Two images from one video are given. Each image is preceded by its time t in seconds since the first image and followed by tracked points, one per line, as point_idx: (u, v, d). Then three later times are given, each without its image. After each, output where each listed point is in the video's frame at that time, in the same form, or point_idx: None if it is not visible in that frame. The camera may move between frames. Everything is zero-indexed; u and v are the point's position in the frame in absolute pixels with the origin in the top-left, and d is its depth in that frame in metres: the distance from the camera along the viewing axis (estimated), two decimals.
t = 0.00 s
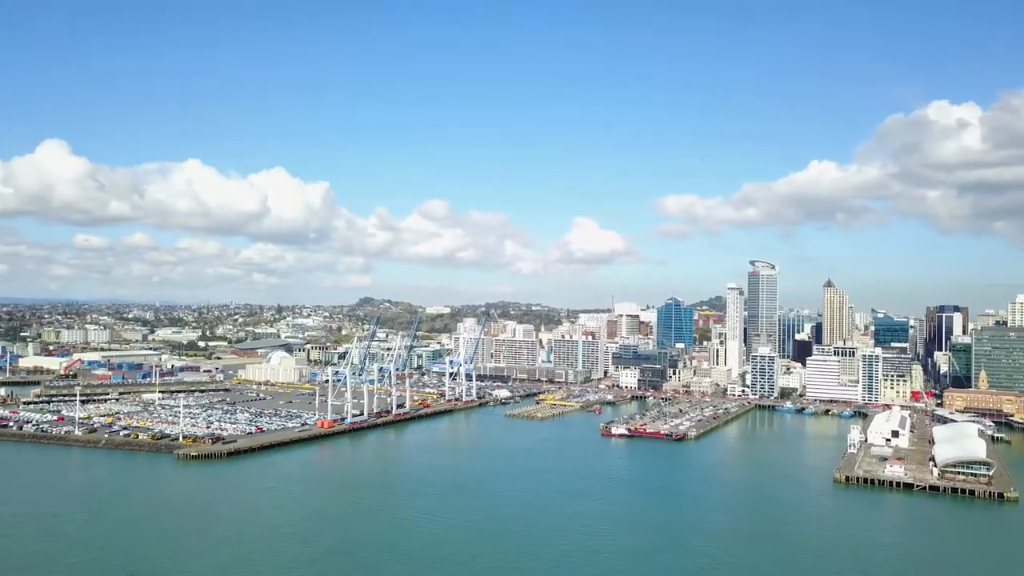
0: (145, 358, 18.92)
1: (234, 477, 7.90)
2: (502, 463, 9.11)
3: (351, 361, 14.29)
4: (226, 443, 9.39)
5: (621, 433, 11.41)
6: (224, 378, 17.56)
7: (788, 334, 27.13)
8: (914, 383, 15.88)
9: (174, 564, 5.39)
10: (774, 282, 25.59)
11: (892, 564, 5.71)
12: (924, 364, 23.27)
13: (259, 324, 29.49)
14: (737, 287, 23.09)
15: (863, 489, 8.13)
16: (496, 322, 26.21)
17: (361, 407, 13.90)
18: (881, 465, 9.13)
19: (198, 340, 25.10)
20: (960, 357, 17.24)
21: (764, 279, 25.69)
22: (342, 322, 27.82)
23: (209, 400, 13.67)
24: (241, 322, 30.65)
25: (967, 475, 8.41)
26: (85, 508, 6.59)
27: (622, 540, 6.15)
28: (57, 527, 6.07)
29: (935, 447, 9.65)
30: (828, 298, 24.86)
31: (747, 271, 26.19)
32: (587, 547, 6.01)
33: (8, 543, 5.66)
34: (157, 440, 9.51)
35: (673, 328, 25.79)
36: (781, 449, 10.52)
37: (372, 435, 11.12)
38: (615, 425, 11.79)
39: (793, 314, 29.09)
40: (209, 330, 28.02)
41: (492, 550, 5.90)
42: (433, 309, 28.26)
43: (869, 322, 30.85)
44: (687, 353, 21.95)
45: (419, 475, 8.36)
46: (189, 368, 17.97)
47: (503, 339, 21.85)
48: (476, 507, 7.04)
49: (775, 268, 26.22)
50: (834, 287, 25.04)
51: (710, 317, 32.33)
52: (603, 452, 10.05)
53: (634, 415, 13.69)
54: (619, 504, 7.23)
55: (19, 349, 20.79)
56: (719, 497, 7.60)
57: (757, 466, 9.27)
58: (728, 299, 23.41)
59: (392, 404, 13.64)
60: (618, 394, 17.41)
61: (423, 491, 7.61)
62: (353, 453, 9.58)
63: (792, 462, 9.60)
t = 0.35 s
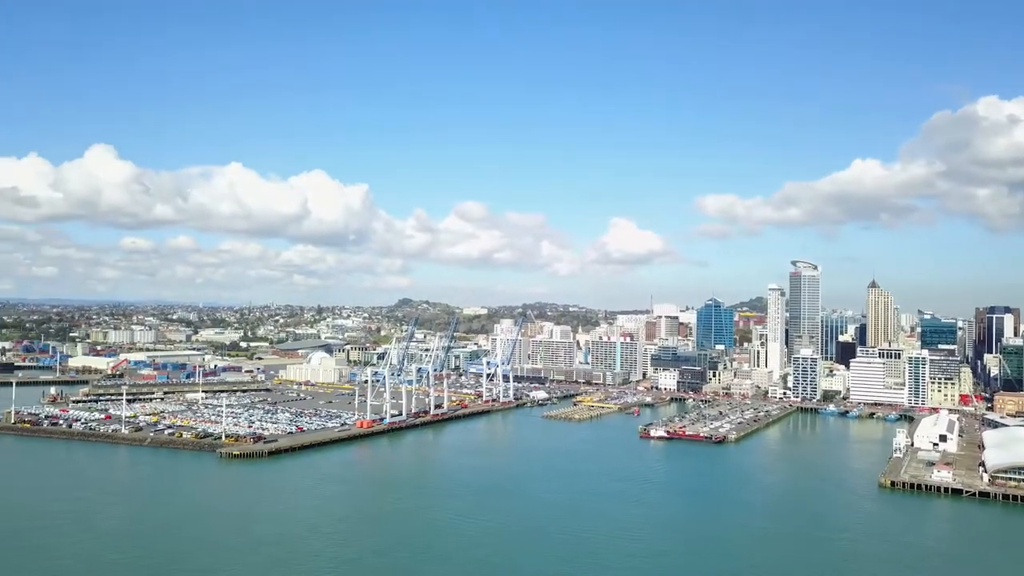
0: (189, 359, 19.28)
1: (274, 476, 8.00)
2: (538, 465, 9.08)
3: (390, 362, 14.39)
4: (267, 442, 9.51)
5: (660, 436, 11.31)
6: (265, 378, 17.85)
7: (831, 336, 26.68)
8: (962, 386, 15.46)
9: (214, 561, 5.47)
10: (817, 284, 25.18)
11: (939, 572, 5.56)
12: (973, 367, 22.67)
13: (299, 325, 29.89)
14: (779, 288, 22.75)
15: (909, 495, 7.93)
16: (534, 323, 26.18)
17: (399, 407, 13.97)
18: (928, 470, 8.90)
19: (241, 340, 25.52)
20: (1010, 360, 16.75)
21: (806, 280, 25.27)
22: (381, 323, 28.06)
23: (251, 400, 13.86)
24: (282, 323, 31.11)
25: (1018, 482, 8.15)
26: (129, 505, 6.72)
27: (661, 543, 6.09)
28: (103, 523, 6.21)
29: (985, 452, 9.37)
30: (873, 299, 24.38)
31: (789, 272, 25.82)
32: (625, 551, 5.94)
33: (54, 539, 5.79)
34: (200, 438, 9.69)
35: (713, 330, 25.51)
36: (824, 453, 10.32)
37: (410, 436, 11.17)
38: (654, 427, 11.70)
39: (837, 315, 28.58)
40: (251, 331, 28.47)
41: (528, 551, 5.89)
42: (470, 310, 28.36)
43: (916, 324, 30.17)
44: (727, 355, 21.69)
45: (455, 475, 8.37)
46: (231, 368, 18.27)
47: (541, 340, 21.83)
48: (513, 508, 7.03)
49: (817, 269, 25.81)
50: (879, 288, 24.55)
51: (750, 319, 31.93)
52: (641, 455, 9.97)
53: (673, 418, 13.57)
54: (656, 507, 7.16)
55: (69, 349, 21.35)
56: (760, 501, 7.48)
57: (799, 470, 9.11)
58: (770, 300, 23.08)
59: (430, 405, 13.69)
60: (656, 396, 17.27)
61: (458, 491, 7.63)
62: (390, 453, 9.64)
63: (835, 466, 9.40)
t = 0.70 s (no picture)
0: (229, 359, 19.57)
1: (312, 475, 8.09)
2: (574, 467, 9.04)
3: (426, 363, 14.45)
4: (306, 442, 9.60)
5: (698, 438, 11.19)
6: (304, 379, 18.05)
7: (874, 337, 26.17)
8: (1011, 390, 15.03)
9: (254, 559, 5.53)
10: (859, 284, 24.73)
11: None
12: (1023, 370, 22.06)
13: (337, 326, 30.19)
14: (819, 289, 22.37)
15: (956, 501, 7.73)
16: (570, 325, 26.10)
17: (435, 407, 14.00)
18: (975, 476, 8.67)
19: (280, 341, 25.84)
20: None
21: (848, 280, 24.81)
22: (417, 324, 28.20)
23: (290, 400, 14.02)
24: (321, 324, 31.45)
25: None
26: (171, 503, 6.83)
27: (698, 547, 6.02)
28: (146, 520, 6.31)
29: None
30: (917, 300, 23.86)
31: (830, 273, 25.39)
32: (663, 554, 5.88)
33: (99, 535, 5.90)
34: (240, 438, 9.82)
35: (752, 331, 25.18)
36: (867, 457, 10.11)
37: (446, 436, 11.19)
38: (692, 430, 11.57)
39: (879, 316, 28.03)
40: (290, 332, 28.81)
41: (563, 552, 5.88)
42: (506, 311, 28.38)
43: (962, 325, 29.45)
44: (766, 356, 21.40)
45: (490, 477, 8.37)
46: (271, 369, 18.51)
47: (577, 341, 21.75)
48: (548, 510, 7.02)
49: (859, 269, 25.34)
50: (924, 289, 24.02)
51: (790, 320, 31.46)
52: (678, 457, 9.86)
53: (711, 420, 13.42)
54: (693, 510, 7.09)
55: (113, 349, 21.83)
56: (800, 505, 7.35)
57: (841, 474, 8.93)
58: (810, 301, 22.71)
59: (465, 406, 13.70)
60: (694, 398, 17.09)
61: (494, 492, 7.64)
62: (427, 454, 9.67)
63: (878, 471, 9.21)
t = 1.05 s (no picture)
0: (271, 360, 19.83)
1: (351, 475, 8.14)
2: (612, 469, 8.97)
3: (464, 364, 14.47)
4: (345, 442, 9.67)
5: (739, 441, 11.04)
6: (343, 379, 18.22)
7: (921, 339, 25.56)
8: None
9: (296, 559, 5.56)
10: (905, 285, 24.18)
11: None
12: None
13: (377, 327, 30.43)
14: (864, 290, 21.92)
15: (1008, 508, 7.48)
16: (608, 326, 25.96)
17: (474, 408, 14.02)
18: None
19: (320, 342, 26.11)
20: None
21: (894, 281, 24.28)
22: (456, 325, 28.28)
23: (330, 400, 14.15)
24: (361, 325, 31.71)
25: None
26: (213, 502, 6.91)
27: (741, 551, 5.92)
28: (190, 519, 6.40)
29: None
30: (966, 301, 23.26)
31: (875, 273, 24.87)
32: (704, 558, 5.79)
33: (146, 535, 5.97)
34: (281, 437, 9.93)
35: (794, 333, 24.78)
36: (914, 462, 9.86)
37: (484, 438, 11.18)
38: (732, 432, 11.42)
39: (926, 317, 27.39)
40: (330, 333, 29.12)
41: (603, 555, 5.82)
42: (544, 312, 28.33)
43: (1013, 327, 28.63)
44: (809, 358, 21.04)
45: (528, 478, 8.34)
46: (311, 370, 18.71)
47: (615, 343, 21.62)
48: (587, 512, 6.96)
49: (905, 270, 24.78)
50: (973, 289, 23.41)
51: (834, 321, 30.89)
52: (719, 461, 9.72)
53: (752, 423, 13.23)
54: (735, 514, 6.97)
55: (159, 349, 22.28)
56: (844, 510, 7.21)
57: (886, 479, 8.73)
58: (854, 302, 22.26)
59: (503, 407, 13.68)
60: (735, 401, 16.87)
61: (532, 494, 7.60)
62: (465, 454, 9.68)
63: (925, 476, 8.99)
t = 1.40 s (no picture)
0: (309, 361, 20.05)
1: (387, 475, 8.17)
2: (649, 471, 8.88)
3: (500, 365, 14.46)
4: (383, 442, 9.72)
5: (778, 444, 10.87)
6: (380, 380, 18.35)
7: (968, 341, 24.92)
8: None
9: (336, 559, 5.57)
10: (951, 286, 23.62)
11: None
12: None
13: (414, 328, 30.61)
14: (908, 291, 21.44)
15: None
16: (645, 328, 25.77)
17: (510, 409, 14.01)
18: None
19: (357, 343, 26.32)
20: None
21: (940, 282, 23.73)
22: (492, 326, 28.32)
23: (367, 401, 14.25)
24: (398, 326, 31.90)
25: None
26: (254, 501, 6.97)
27: (782, 557, 5.81)
28: (230, 518, 6.44)
29: None
30: (1015, 302, 22.64)
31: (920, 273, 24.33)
32: (746, 564, 5.68)
33: (187, 534, 6.01)
34: (320, 437, 10.01)
35: (836, 334, 24.34)
36: (961, 466, 9.61)
37: (520, 439, 11.16)
38: (772, 435, 11.25)
39: (973, 319, 26.71)
40: (367, 334, 29.37)
41: (642, 559, 5.74)
42: (580, 313, 28.23)
43: None
44: (851, 360, 20.65)
45: (564, 480, 8.29)
46: (349, 370, 18.86)
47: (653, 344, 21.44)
48: (624, 515, 6.89)
49: (951, 270, 24.21)
50: (1022, 290, 22.77)
51: (876, 322, 30.29)
52: (760, 464, 9.58)
53: (793, 426, 13.01)
54: (777, 518, 6.83)
55: (200, 349, 22.65)
56: (888, 515, 7.05)
57: (932, 484, 8.52)
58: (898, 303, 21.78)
59: (540, 408, 13.64)
60: (774, 403, 16.63)
61: (568, 496, 7.54)
62: (500, 456, 9.66)
63: (972, 481, 8.76)
